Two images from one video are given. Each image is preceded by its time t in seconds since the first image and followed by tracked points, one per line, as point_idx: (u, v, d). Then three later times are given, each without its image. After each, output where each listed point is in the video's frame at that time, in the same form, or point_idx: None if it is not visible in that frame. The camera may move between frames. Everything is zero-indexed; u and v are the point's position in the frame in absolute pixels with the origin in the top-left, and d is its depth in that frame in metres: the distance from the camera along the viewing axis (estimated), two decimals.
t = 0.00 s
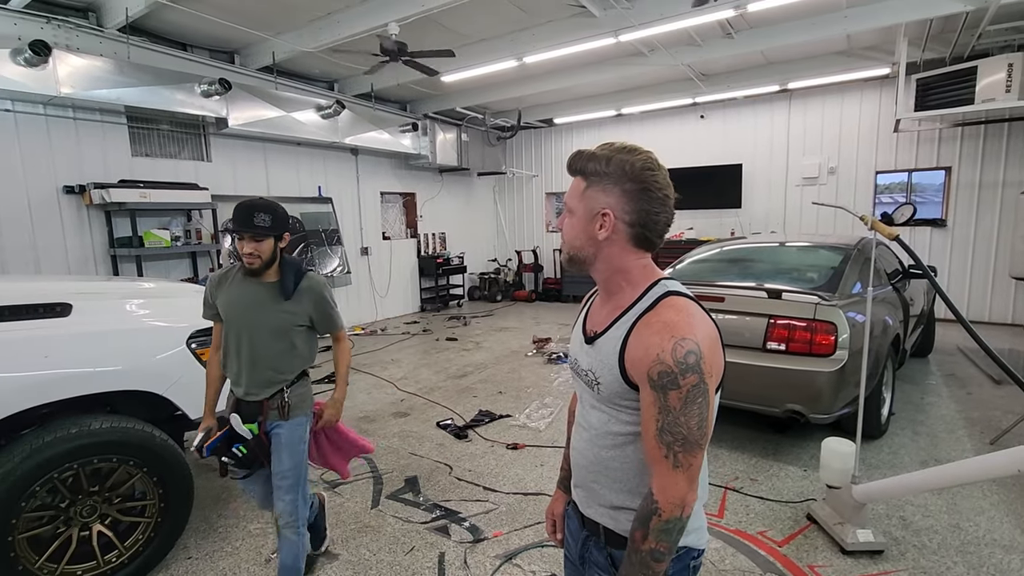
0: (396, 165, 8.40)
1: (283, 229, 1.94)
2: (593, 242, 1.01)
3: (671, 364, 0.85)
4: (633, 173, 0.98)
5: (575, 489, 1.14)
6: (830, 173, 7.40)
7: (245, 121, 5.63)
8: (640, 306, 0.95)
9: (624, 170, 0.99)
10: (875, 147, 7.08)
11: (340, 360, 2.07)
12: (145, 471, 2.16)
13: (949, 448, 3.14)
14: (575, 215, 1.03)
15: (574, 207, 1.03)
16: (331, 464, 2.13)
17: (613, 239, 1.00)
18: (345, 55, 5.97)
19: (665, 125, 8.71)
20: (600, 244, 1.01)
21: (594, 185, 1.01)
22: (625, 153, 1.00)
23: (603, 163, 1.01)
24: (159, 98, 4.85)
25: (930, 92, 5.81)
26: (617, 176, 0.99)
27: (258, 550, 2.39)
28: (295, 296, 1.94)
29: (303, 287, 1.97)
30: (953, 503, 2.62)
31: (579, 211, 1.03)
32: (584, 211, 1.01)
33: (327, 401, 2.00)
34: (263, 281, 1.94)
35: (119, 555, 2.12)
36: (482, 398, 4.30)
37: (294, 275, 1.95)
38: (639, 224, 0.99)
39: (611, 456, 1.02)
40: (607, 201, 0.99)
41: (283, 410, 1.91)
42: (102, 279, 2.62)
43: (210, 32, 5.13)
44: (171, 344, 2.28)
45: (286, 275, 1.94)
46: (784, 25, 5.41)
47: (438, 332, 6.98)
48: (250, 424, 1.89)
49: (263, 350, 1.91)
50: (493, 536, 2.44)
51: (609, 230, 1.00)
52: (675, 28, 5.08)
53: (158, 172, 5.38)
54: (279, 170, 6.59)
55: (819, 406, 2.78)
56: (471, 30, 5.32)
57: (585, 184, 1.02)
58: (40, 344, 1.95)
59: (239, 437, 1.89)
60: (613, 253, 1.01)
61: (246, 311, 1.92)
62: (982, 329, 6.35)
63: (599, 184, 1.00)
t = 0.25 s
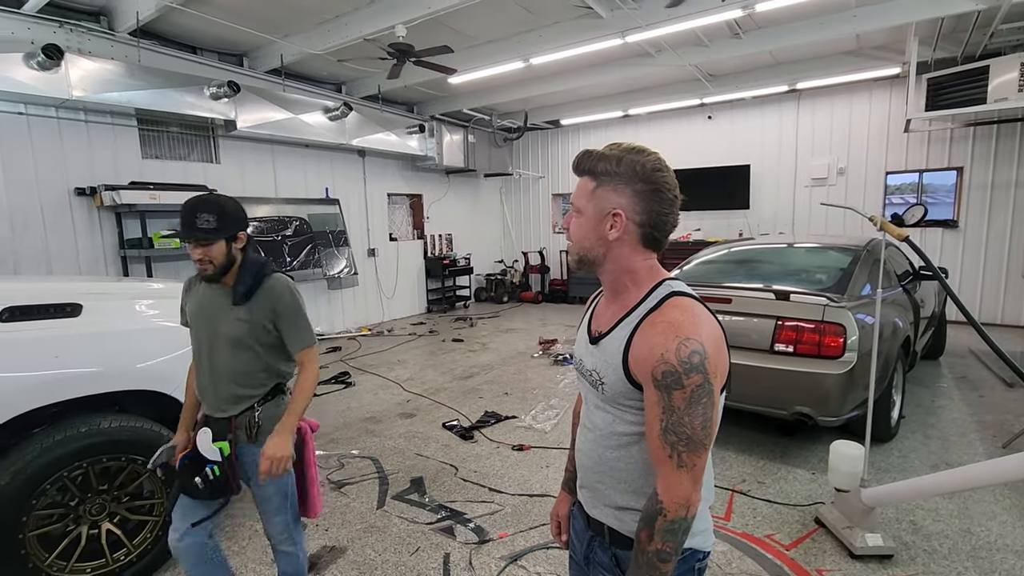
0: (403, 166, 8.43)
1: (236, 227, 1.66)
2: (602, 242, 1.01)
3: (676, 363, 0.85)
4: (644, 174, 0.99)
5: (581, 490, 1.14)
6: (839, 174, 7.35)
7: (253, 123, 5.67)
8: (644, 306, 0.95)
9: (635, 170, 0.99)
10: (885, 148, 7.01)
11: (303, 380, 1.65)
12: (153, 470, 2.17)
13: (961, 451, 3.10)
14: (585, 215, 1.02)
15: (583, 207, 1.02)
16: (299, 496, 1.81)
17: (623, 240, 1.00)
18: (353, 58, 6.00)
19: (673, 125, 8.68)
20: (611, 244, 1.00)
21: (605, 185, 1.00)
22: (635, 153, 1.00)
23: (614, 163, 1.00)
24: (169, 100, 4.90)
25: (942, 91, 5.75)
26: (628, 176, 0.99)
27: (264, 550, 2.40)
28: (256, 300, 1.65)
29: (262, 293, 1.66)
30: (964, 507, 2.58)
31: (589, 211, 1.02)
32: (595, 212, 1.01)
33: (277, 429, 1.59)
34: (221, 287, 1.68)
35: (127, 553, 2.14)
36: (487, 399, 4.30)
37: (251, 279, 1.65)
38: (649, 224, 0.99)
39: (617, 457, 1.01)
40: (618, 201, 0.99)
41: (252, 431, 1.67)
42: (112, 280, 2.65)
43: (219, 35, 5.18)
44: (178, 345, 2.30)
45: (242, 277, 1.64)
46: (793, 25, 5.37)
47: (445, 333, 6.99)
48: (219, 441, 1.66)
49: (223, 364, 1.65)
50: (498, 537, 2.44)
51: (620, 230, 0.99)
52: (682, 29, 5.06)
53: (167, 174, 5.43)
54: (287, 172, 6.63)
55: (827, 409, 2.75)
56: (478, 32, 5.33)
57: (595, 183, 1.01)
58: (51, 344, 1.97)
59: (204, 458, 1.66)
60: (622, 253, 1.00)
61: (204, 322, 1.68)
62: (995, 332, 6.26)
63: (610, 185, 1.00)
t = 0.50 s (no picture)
0: (408, 168, 8.44)
1: (142, 241, 1.30)
2: (609, 243, 1.00)
3: (675, 362, 0.84)
4: (653, 174, 0.98)
5: (582, 489, 1.13)
6: (846, 175, 7.30)
7: (259, 125, 5.70)
8: (644, 305, 0.94)
9: (644, 171, 0.99)
10: (892, 148, 6.96)
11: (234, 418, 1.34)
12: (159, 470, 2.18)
13: (969, 454, 3.06)
14: (592, 215, 1.01)
15: (591, 208, 1.00)
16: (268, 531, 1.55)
17: (631, 241, 1.00)
18: (358, 59, 6.03)
19: (678, 126, 8.66)
20: (619, 245, 1.00)
21: (613, 186, 1.00)
22: (643, 154, 1.00)
23: (622, 163, 0.99)
24: (176, 102, 4.94)
25: (951, 91, 5.70)
26: (637, 177, 0.99)
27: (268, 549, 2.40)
28: (181, 325, 1.33)
29: (184, 317, 1.33)
30: (973, 511, 2.55)
31: (597, 212, 1.00)
32: (604, 212, 1.00)
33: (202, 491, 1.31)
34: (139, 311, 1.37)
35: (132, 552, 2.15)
36: (492, 400, 4.30)
37: (169, 301, 1.32)
38: (656, 225, 1.00)
39: (618, 457, 1.01)
40: (627, 202, 0.99)
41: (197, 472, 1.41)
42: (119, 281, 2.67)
43: (226, 38, 5.21)
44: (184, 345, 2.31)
45: (162, 297, 1.32)
46: (799, 25, 5.34)
47: (449, 334, 6.99)
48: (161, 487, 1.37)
49: (149, 401, 1.36)
50: (501, 538, 2.43)
51: (628, 231, 0.99)
52: (687, 29, 5.05)
53: (174, 176, 5.47)
54: (292, 173, 6.66)
55: (834, 411, 2.73)
56: (483, 33, 5.34)
57: (603, 183, 1.00)
58: (59, 344, 2.00)
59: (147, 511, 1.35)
60: (630, 253, 1.00)
61: (126, 350, 1.40)
62: (1004, 334, 6.20)
63: (619, 185, 0.99)
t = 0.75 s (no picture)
0: (411, 169, 8.46)
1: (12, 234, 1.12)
2: (619, 243, 1.00)
3: (670, 361, 0.85)
4: (667, 180, 1.00)
5: (581, 489, 1.13)
6: (850, 176, 7.27)
7: (263, 126, 5.73)
8: (644, 304, 0.95)
9: (659, 176, 1.00)
10: (897, 149, 6.93)
11: (169, 429, 1.21)
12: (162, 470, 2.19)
13: (974, 457, 3.05)
14: (605, 214, 1.00)
15: (604, 207, 1.00)
16: None
17: (640, 244, 1.00)
18: (362, 61, 6.04)
19: (682, 127, 8.65)
20: (628, 247, 1.00)
21: (628, 187, 1.00)
22: (659, 159, 1.01)
23: (639, 166, 1.00)
24: (181, 104, 4.97)
25: (956, 92, 5.67)
26: (652, 181, 1.00)
27: (270, 550, 2.41)
28: (63, 337, 1.13)
29: (69, 324, 1.13)
30: (977, 514, 2.53)
31: (610, 211, 1.00)
32: (617, 213, 1.00)
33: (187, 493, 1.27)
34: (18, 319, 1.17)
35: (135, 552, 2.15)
36: (494, 401, 4.30)
37: (49, 306, 1.13)
38: (664, 230, 1.02)
39: (615, 457, 1.01)
40: (641, 204, 0.99)
41: (74, 514, 1.16)
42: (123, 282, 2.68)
43: (230, 40, 5.24)
44: (186, 346, 2.32)
45: (41, 302, 1.13)
46: (802, 26, 5.33)
47: (452, 335, 7.00)
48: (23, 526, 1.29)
49: (31, 425, 1.17)
50: (502, 540, 2.43)
51: (639, 234, 1.00)
52: (690, 30, 5.04)
53: (179, 177, 5.50)
54: (296, 174, 6.68)
55: (837, 413, 2.72)
56: (486, 35, 5.35)
57: (619, 184, 1.00)
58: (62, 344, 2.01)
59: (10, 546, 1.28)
60: (636, 256, 1.01)
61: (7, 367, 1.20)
62: (1011, 336, 6.15)
63: (634, 187, 0.99)
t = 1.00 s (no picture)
0: (412, 170, 8.47)
1: None
2: (628, 242, 1.01)
3: (667, 361, 0.85)
4: (681, 187, 1.02)
5: (579, 491, 1.14)
6: (851, 177, 7.26)
7: (264, 128, 5.74)
8: (643, 305, 0.95)
9: (674, 182, 1.02)
10: (898, 150, 6.92)
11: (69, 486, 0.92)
12: (162, 470, 2.20)
13: (975, 459, 3.04)
14: (618, 210, 1.01)
15: (618, 203, 1.00)
16: None
17: (647, 245, 1.01)
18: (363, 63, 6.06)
19: (683, 128, 8.65)
20: (634, 247, 1.01)
21: (645, 187, 1.01)
22: (676, 167, 1.04)
23: (657, 168, 1.02)
24: (182, 106, 4.98)
25: (957, 93, 5.67)
26: (668, 185, 1.02)
27: (271, 551, 2.41)
28: None
29: None
30: (979, 516, 2.53)
31: (624, 208, 1.00)
32: (630, 211, 1.00)
33: None
34: None
35: (136, 553, 2.15)
36: (494, 403, 4.30)
37: None
38: (669, 236, 1.04)
39: (612, 459, 1.01)
40: (654, 206, 1.01)
41: None
42: (124, 283, 2.69)
43: (232, 42, 5.26)
44: (188, 347, 2.32)
45: None
46: (804, 27, 5.33)
47: (453, 336, 7.00)
48: None
49: None
50: (503, 541, 2.43)
51: (648, 235, 1.01)
52: (691, 32, 5.04)
53: (181, 179, 5.51)
54: (297, 176, 6.70)
55: (838, 415, 2.71)
56: (487, 36, 5.36)
57: (636, 182, 1.01)
58: (65, 345, 2.02)
59: None
60: (641, 258, 1.02)
61: None
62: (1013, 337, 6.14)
63: (649, 189, 1.01)
